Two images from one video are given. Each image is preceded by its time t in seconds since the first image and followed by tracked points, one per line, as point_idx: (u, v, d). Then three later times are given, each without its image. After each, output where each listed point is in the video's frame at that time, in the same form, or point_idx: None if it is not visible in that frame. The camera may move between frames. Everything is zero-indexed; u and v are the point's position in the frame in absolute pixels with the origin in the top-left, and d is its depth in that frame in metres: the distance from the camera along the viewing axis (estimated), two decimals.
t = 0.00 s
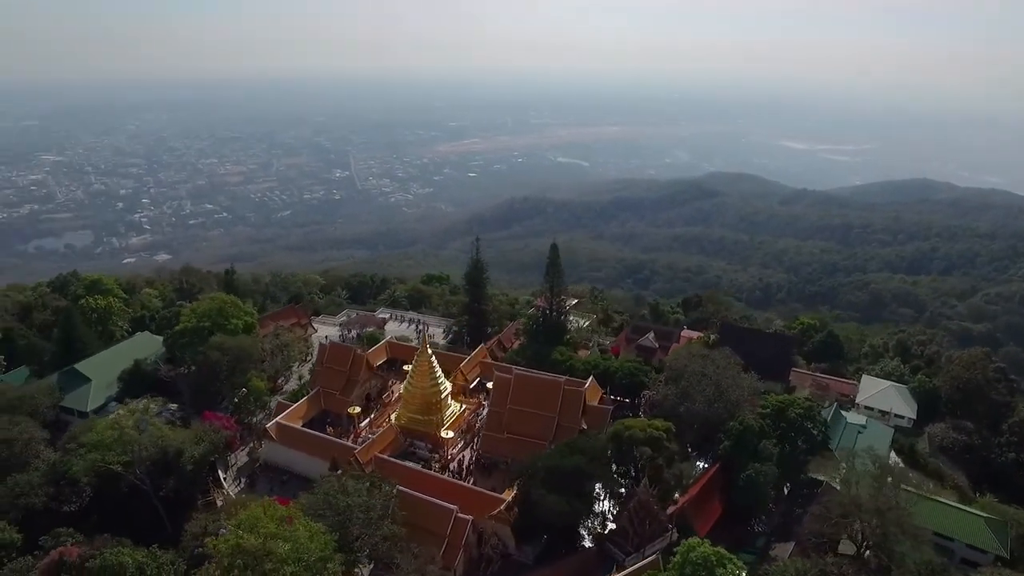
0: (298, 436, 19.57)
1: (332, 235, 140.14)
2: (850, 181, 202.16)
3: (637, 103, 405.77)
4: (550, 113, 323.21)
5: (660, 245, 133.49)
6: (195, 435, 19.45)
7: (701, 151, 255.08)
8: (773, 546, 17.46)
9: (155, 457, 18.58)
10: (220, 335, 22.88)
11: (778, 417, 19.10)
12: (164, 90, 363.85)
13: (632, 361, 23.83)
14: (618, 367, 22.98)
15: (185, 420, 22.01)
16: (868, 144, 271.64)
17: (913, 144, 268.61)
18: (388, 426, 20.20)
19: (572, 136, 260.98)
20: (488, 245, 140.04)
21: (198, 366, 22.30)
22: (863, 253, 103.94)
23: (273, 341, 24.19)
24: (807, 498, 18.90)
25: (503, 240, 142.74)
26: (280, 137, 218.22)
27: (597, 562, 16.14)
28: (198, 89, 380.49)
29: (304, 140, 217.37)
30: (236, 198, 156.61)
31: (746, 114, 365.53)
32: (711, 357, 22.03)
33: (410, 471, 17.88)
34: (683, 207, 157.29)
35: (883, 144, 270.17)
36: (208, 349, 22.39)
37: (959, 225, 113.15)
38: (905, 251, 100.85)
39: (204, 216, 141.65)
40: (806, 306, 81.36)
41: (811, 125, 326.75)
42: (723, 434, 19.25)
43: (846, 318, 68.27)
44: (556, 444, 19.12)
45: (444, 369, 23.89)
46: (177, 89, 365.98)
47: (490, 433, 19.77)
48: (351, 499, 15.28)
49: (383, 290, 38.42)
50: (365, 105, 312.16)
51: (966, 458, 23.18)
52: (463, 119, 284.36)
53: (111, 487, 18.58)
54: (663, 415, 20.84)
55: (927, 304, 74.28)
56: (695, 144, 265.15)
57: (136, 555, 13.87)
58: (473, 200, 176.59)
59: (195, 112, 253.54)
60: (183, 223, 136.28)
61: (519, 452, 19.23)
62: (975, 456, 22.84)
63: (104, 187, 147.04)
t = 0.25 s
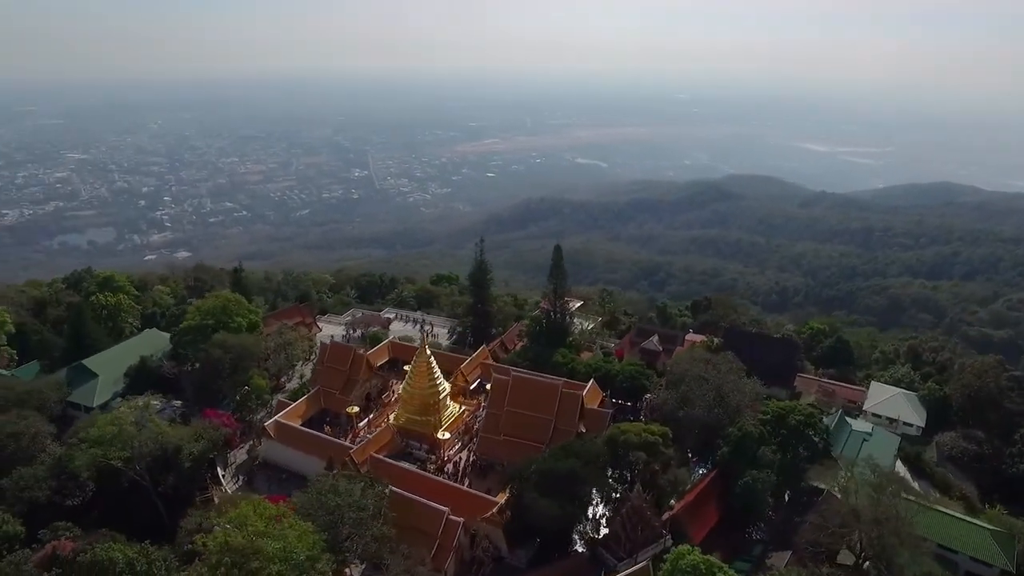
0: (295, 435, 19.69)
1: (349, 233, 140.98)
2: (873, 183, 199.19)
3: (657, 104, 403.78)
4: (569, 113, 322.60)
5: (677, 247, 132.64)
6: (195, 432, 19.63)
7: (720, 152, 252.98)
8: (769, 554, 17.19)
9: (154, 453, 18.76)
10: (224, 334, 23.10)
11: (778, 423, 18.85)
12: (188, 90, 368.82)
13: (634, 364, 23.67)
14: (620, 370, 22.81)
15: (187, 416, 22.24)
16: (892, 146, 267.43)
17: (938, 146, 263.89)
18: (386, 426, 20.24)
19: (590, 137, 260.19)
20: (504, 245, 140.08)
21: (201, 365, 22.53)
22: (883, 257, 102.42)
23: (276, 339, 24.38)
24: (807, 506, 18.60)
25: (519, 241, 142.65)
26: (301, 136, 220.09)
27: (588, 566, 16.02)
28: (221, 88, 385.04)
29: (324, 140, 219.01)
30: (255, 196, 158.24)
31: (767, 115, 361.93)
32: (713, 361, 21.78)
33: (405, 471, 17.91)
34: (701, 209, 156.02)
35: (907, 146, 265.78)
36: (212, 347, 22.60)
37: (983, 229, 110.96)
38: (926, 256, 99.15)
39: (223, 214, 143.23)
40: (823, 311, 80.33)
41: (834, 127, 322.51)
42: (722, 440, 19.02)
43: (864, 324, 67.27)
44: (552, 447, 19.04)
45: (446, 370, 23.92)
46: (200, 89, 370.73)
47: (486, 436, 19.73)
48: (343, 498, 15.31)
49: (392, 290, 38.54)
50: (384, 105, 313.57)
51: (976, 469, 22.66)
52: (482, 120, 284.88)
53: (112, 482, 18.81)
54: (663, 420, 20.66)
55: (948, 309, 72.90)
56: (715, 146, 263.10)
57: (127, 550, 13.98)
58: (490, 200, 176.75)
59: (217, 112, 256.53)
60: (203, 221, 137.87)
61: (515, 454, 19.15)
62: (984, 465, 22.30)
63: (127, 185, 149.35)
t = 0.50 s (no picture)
0: (295, 433, 19.77)
1: (365, 232, 141.71)
2: (893, 186, 196.48)
3: (675, 104, 401.69)
4: (586, 114, 321.97)
5: (692, 249, 131.82)
6: (196, 429, 19.77)
7: (738, 154, 251.11)
8: (766, 561, 16.98)
9: (154, 450, 18.91)
10: (227, 332, 23.28)
11: (779, 428, 18.59)
12: (209, 89, 372.94)
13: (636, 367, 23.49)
14: (621, 372, 22.67)
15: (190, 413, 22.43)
16: (915, 148, 263.61)
17: (962, 148, 259.59)
18: (384, 426, 20.27)
19: (607, 138, 259.38)
20: (518, 245, 140.02)
21: (205, 362, 22.71)
22: (902, 260, 100.98)
23: (279, 338, 24.54)
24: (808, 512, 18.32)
25: (533, 241, 142.51)
26: (318, 136, 221.63)
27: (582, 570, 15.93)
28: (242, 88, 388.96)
29: (341, 139, 220.37)
30: (272, 195, 159.60)
31: (787, 116, 358.43)
32: (714, 364, 21.56)
33: (401, 471, 17.91)
34: (717, 211, 154.96)
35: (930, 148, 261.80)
36: (215, 345, 22.78)
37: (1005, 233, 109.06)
38: (945, 260, 97.60)
39: (241, 212, 144.58)
40: (839, 314, 79.37)
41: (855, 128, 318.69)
42: (721, 444, 18.83)
43: (879, 328, 66.35)
44: (550, 449, 18.96)
45: (447, 370, 23.94)
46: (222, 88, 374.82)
47: (484, 437, 19.69)
48: (337, 497, 15.34)
49: (399, 289, 38.64)
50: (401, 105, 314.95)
51: (986, 478, 22.19)
52: (498, 120, 285.12)
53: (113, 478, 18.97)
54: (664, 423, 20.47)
55: (966, 314, 71.66)
56: (733, 147, 261.19)
57: (120, 546, 14.09)
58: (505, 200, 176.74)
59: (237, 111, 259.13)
60: (221, 219, 139.30)
61: (513, 457, 19.07)
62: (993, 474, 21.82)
63: (146, 183, 151.33)
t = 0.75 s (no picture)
0: (295, 431, 19.88)
1: (384, 231, 142.56)
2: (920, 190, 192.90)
3: (698, 105, 398.64)
4: (608, 115, 320.78)
5: (711, 251, 130.65)
6: (198, 425, 19.97)
7: (761, 156, 248.40)
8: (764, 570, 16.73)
9: (156, 445, 19.12)
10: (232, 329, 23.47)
11: (781, 434, 18.26)
12: (236, 89, 377.74)
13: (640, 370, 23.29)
14: (624, 376, 22.46)
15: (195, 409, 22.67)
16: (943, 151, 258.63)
17: (993, 152, 254.14)
18: (384, 426, 20.30)
19: (628, 139, 258.05)
20: (536, 246, 139.88)
21: (210, 359, 22.93)
22: (926, 265, 99.11)
23: (285, 336, 24.73)
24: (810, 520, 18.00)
25: (552, 242, 142.20)
26: (340, 135, 223.36)
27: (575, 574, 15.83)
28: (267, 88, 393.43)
29: (363, 139, 221.86)
30: (293, 194, 161.19)
31: (812, 119, 353.73)
32: (718, 369, 21.30)
33: (398, 472, 17.93)
34: (738, 213, 153.33)
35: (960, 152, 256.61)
36: (220, 342, 22.99)
37: None
38: (971, 265, 95.54)
39: (262, 211, 146.21)
40: (859, 319, 78.08)
41: (882, 131, 313.44)
42: (721, 449, 18.56)
43: (900, 334, 65.14)
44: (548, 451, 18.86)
45: (450, 371, 23.95)
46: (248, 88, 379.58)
47: (483, 438, 19.64)
48: (330, 495, 15.41)
49: (409, 289, 38.77)
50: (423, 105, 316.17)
51: (998, 490, 21.60)
52: (520, 121, 285.17)
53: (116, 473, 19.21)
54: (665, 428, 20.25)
55: (991, 321, 70.03)
56: (756, 150, 258.33)
57: (115, 539, 14.29)
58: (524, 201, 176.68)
59: (261, 111, 262.31)
60: (243, 218, 141.02)
61: (511, 459, 19.00)
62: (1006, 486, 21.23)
63: (171, 181, 153.70)
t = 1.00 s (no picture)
0: (295, 430, 19.95)
1: (397, 231, 142.94)
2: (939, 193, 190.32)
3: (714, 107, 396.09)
4: (622, 116, 319.64)
5: (724, 253, 129.82)
6: (198, 423, 20.07)
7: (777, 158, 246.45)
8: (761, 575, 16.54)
9: (157, 443, 19.23)
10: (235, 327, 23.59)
11: (782, 439, 18.04)
12: (252, 89, 380.71)
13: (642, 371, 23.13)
14: (626, 378, 22.32)
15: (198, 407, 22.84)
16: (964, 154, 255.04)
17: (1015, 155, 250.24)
18: (383, 425, 20.33)
19: (643, 141, 256.94)
20: (548, 247, 139.71)
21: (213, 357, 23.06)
22: (943, 268, 97.79)
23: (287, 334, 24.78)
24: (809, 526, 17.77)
25: (564, 242, 141.94)
26: (355, 135, 224.37)
27: None
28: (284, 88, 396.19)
29: (377, 139, 222.63)
30: (307, 193, 162.16)
31: (829, 120, 350.28)
32: (719, 372, 21.07)
33: (395, 472, 17.94)
34: (752, 215, 152.16)
35: (980, 155, 252.88)
36: (223, 340, 23.10)
37: None
38: (989, 269, 94.03)
39: (277, 210, 147.16)
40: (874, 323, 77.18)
41: (901, 133, 309.59)
42: (720, 453, 18.36)
43: (914, 339, 64.27)
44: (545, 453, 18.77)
45: (452, 371, 23.93)
46: (265, 88, 382.47)
47: (481, 439, 19.59)
48: (325, 494, 15.43)
49: (416, 289, 38.83)
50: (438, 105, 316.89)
51: (1007, 498, 21.16)
52: (534, 121, 285.00)
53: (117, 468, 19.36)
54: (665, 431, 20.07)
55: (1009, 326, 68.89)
56: (772, 151, 256.34)
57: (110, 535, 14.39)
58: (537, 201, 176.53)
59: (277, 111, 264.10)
60: (258, 216, 142.04)
61: (508, 460, 18.94)
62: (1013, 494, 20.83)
63: (187, 180, 155.18)
